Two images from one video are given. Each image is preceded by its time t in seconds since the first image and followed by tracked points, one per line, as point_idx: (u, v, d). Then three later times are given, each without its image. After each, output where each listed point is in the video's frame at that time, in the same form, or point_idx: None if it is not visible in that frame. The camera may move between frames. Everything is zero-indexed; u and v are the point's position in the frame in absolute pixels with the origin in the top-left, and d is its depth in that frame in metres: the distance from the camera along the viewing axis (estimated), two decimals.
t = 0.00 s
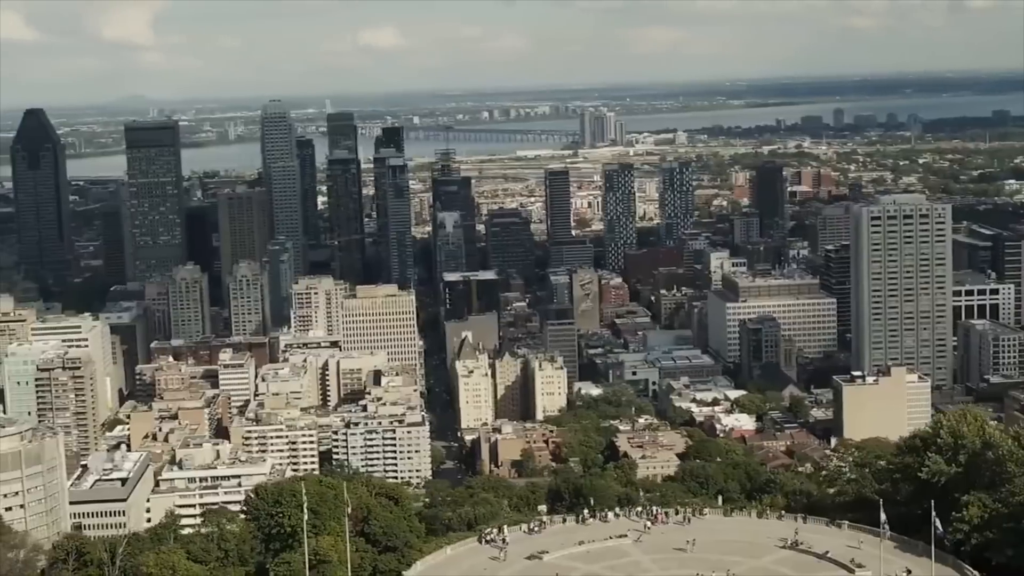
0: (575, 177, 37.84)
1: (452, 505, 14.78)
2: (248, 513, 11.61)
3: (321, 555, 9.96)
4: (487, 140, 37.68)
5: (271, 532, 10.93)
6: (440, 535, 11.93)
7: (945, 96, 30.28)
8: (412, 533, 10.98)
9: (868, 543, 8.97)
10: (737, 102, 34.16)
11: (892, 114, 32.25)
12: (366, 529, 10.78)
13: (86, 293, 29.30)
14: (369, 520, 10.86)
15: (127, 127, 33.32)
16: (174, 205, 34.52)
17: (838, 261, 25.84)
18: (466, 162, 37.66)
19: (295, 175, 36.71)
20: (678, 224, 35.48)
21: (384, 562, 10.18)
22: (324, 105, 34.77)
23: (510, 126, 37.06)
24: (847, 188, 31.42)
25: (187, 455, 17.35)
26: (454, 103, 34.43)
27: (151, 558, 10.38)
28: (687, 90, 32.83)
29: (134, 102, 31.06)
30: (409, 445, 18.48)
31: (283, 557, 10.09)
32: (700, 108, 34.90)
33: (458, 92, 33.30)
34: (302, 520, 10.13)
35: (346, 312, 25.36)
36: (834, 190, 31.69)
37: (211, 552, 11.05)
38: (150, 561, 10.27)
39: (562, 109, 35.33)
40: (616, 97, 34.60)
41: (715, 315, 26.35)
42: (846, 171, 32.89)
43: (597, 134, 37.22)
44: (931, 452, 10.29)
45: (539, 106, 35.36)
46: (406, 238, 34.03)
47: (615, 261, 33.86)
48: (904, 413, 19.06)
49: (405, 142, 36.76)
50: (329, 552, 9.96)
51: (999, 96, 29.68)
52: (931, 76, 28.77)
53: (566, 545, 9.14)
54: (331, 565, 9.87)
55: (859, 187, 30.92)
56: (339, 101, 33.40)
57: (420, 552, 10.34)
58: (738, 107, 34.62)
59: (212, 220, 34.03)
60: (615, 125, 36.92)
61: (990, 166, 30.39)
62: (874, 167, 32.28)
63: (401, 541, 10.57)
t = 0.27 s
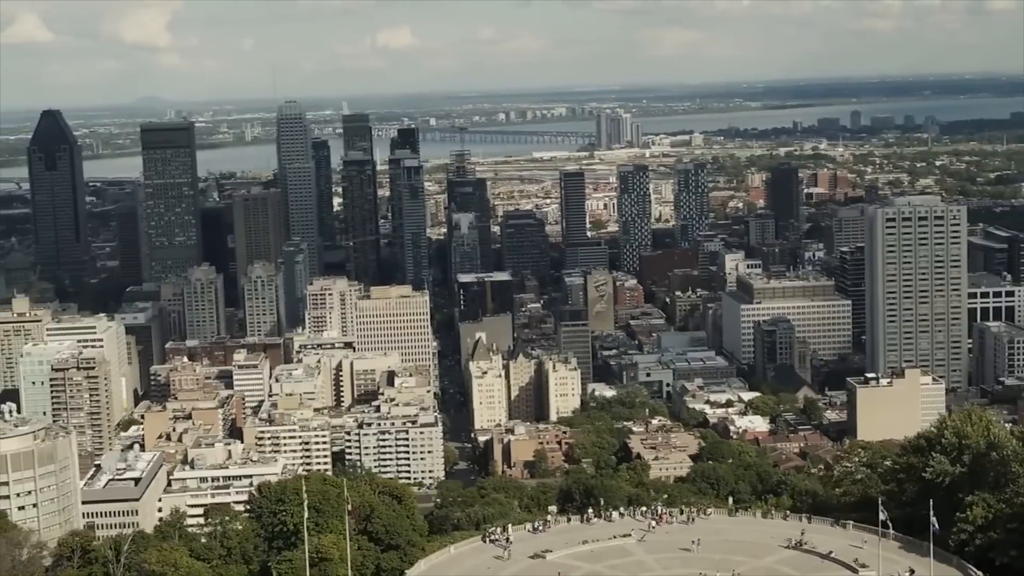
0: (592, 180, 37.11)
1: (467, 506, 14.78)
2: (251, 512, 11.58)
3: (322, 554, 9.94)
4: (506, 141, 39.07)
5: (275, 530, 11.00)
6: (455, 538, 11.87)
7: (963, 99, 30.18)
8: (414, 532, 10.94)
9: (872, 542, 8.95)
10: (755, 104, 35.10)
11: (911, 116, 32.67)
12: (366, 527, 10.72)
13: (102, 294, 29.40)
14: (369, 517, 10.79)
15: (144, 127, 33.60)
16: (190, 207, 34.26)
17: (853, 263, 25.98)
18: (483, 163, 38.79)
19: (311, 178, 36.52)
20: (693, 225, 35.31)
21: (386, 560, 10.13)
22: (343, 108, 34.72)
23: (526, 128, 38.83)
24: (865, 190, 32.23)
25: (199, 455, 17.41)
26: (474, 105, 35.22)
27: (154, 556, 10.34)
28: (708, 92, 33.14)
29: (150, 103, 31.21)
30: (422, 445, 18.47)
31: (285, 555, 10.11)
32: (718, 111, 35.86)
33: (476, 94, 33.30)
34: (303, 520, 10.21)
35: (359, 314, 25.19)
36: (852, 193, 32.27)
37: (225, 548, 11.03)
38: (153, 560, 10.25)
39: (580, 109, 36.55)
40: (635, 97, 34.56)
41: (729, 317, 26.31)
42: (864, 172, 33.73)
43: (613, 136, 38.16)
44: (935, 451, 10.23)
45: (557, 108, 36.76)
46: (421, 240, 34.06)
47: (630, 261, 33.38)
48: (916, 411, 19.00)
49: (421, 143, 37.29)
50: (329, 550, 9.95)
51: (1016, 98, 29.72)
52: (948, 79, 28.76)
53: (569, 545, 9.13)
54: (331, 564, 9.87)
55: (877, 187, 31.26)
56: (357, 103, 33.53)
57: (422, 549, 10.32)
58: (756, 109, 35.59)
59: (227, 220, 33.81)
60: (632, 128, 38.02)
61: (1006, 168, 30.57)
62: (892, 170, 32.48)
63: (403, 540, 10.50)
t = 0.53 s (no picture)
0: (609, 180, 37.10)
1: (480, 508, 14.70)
2: (254, 511, 11.46)
3: (325, 551, 9.95)
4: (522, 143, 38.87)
5: (282, 529, 11.06)
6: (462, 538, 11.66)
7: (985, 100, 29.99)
8: (419, 531, 10.82)
9: (877, 543, 8.94)
10: (775, 106, 35.12)
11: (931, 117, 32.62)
12: (370, 526, 10.64)
13: (122, 295, 29.59)
14: (374, 516, 10.71)
15: (163, 128, 33.85)
16: (208, 207, 34.29)
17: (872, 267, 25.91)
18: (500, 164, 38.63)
19: (329, 179, 36.44)
20: (712, 228, 35.40)
21: (389, 560, 10.12)
22: (362, 109, 34.67)
23: (548, 129, 38.49)
24: (884, 192, 31.84)
25: (213, 455, 17.46)
26: (494, 106, 35.24)
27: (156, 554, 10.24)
28: (731, 92, 32.82)
29: (168, 104, 31.17)
30: (437, 446, 18.49)
31: (289, 553, 10.12)
32: (737, 112, 35.96)
33: (495, 95, 33.35)
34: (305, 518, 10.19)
35: (376, 314, 25.24)
36: (871, 195, 32.18)
37: (232, 538, 10.90)
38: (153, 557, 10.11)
39: (598, 111, 36.56)
40: (655, 100, 34.55)
41: (746, 318, 26.21)
42: (882, 175, 33.29)
43: (632, 138, 38.06)
44: (941, 452, 10.19)
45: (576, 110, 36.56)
46: (439, 241, 34.02)
47: (649, 262, 33.40)
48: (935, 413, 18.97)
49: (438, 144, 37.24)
50: (333, 549, 9.93)
51: None
52: (969, 80, 28.59)
53: (574, 544, 9.14)
54: (334, 563, 9.81)
55: (896, 190, 30.69)
56: (376, 104, 33.47)
57: (426, 548, 10.33)
58: (776, 110, 35.53)
59: (246, 221, 33.63)
60: (652, 129, 37.99)
61: None
62: (911, 172, 32.18)
63: (407, 537, 10.47)
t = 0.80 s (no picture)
0: (625, 181, 37.14)
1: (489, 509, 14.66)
2: (258, 507, 11.41)
3: (327, 548, 9.94)
4: (541, 146, 39.51)
5: (284, 526, 10.87)
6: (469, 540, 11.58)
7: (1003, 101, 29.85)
8: (421, 528, 10.77)
9: (882, 543, 8.92)
10: (792, 108, 35.16)
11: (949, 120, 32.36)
12: (374, 523, 10.58)
13: (139, 296, 29.71)
14: (377, 513, 10.64)
15: (182, 130, 34.05)
16: (225, 208, 34.35)
17: (888, 268, 25.89)
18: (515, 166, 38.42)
19: (345, 180, 36.44)
20: (728, 229, 35.02)
21: (394, 558, 10.10)
22: (380, 112, 34.65)
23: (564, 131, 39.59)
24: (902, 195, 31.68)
25: (226, 455, 17.51)
26: (511, 108, 35.22)
27: (157, 550, 10.24)
28: (744, 96, 33.16)
29: (186, 107, 31.70)
30: (450, 447, 18.44)
31: (290, 551, 10.08)
32: (753, 113, 35.90)
33: (513, 96, 33.36)
34: (309, 515, 10.17)
35: (389, 315, 25.27)
36: (889, 198, 32.08)
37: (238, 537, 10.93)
38: (157, 553, 10.13)
39: (616, 114, 37.63)
40: (673, 101, 34.63)
41: (762, 321, 26.18)
42: (900, 176, 33.32)
43: (649, 139, 38.90)
44: (946, 453, 10.15)
45: (593, 112, 38.06)
46: (455, 243, 34.00)
47: (664, 265, 33.26)
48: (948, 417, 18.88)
49: (455, 146, 37.52)
50: (335, 547, 9.89)
51: None
52: (988, 81, 28.44)
53: (579, 544, 9.14)
54: (336, 562, 9.77)
55: (914, 192, 30.56)
56: (394, 106, 33.47)
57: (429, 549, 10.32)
58: (793, 113, 36.32)
59: (262, 222, 33.66)
60: (668, 131, 38.94)
61: None
62: (928, 173, 32.04)
63: (412, 537, 10.42)
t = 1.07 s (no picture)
0: (641, 184, 37.28)
1: (496, 510, 14.61)
2: (261, 505, 11.35)
3: (328, 547, 9.93)
4: (556, 147, 39.60)
5: (288, 525, 10.76)
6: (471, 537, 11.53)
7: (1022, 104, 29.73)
8: (423, 526, 10.75)
9: (886, 545, 8.90)
10: (811, 110, 34.79)
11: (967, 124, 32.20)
12: (376, 523, 10.54)
13: (155, 297, 29.79)
14: (379, 514, 10.58)
15: (199, 131, 34.24)
16: (242, 210, 34.55)
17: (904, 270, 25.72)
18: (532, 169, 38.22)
19: (361, 183, 36.54)
20: (745, 231, 35.35)
21: (397, 557, 10.12)
22: (397, 114, 34.56)
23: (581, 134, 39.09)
24: (918, 197, 31.52)
25: (239, 455, 17.57)
26: (528, 110, 35.14)
27: (163, 551, 10.31)
28: (762, 99, 33.06)
29: (204, 109, 31.79)
30: (464, 448, 18.45)
31: (294, 550, 10.05)
32: (773, 114, 35.71)
33: (530, 99, 33.35)
34: (311, 513, 10.12)
35: (405, 317, 25.33)
36: (906, 200, 31.95)
37: (239, 534, 11.00)
38: (160, 554, 10.16)
39: (633, 115, 37.37)
40: (690, 103, 34.67)
41: (777, 324, 26.15)
42: (917, 180, 32.79)
43: (666, 142, 39.37)
44: (952, 454, 10.11)
45: (611, 113, 37.28)
46: (471, 245, 34.01)
47: (681, 267, 33.13)
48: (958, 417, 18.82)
49: (470, 148, 37.22)
50: (339, 546, 9.90)
51: None
52: (1008, 84, 28.31)
53: (584, 544, 9.14)
54: (339, 562, 9.81)
55: (931, 194, 30.41)
56: (411, 107, 33.49)
57: (432, 549, 10.31)
58: (810, 116, 36.03)
59: (278, 223, 33.97)
60: (684, 133, 38.64)
61: None
62: (946, 175, 31.93)
63: (415, 536, 10.41)
